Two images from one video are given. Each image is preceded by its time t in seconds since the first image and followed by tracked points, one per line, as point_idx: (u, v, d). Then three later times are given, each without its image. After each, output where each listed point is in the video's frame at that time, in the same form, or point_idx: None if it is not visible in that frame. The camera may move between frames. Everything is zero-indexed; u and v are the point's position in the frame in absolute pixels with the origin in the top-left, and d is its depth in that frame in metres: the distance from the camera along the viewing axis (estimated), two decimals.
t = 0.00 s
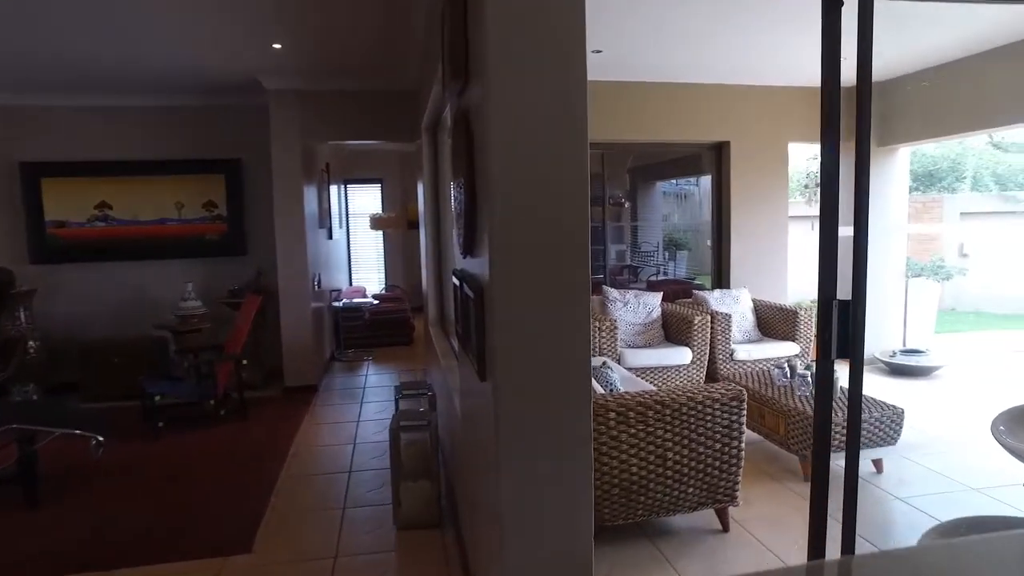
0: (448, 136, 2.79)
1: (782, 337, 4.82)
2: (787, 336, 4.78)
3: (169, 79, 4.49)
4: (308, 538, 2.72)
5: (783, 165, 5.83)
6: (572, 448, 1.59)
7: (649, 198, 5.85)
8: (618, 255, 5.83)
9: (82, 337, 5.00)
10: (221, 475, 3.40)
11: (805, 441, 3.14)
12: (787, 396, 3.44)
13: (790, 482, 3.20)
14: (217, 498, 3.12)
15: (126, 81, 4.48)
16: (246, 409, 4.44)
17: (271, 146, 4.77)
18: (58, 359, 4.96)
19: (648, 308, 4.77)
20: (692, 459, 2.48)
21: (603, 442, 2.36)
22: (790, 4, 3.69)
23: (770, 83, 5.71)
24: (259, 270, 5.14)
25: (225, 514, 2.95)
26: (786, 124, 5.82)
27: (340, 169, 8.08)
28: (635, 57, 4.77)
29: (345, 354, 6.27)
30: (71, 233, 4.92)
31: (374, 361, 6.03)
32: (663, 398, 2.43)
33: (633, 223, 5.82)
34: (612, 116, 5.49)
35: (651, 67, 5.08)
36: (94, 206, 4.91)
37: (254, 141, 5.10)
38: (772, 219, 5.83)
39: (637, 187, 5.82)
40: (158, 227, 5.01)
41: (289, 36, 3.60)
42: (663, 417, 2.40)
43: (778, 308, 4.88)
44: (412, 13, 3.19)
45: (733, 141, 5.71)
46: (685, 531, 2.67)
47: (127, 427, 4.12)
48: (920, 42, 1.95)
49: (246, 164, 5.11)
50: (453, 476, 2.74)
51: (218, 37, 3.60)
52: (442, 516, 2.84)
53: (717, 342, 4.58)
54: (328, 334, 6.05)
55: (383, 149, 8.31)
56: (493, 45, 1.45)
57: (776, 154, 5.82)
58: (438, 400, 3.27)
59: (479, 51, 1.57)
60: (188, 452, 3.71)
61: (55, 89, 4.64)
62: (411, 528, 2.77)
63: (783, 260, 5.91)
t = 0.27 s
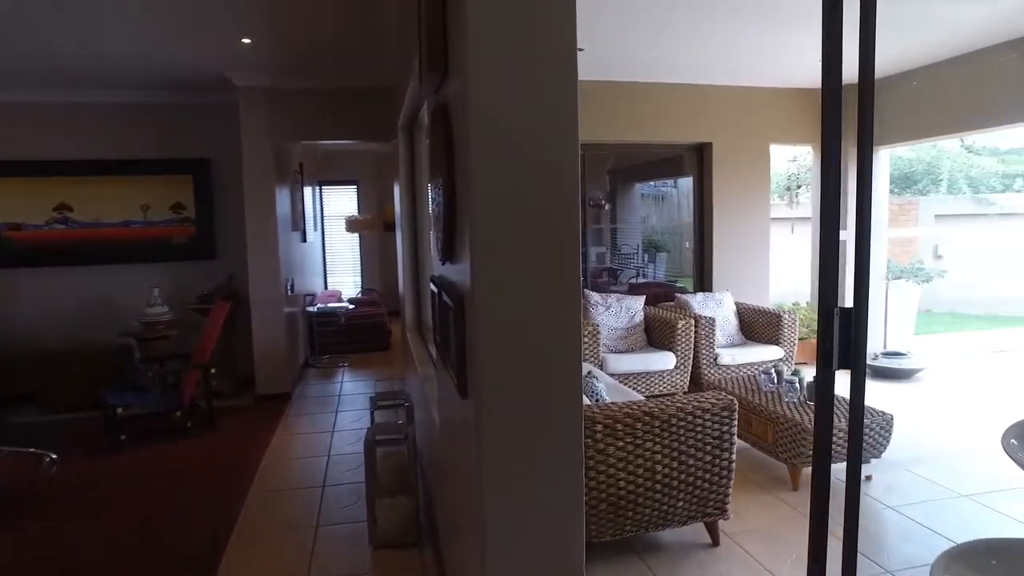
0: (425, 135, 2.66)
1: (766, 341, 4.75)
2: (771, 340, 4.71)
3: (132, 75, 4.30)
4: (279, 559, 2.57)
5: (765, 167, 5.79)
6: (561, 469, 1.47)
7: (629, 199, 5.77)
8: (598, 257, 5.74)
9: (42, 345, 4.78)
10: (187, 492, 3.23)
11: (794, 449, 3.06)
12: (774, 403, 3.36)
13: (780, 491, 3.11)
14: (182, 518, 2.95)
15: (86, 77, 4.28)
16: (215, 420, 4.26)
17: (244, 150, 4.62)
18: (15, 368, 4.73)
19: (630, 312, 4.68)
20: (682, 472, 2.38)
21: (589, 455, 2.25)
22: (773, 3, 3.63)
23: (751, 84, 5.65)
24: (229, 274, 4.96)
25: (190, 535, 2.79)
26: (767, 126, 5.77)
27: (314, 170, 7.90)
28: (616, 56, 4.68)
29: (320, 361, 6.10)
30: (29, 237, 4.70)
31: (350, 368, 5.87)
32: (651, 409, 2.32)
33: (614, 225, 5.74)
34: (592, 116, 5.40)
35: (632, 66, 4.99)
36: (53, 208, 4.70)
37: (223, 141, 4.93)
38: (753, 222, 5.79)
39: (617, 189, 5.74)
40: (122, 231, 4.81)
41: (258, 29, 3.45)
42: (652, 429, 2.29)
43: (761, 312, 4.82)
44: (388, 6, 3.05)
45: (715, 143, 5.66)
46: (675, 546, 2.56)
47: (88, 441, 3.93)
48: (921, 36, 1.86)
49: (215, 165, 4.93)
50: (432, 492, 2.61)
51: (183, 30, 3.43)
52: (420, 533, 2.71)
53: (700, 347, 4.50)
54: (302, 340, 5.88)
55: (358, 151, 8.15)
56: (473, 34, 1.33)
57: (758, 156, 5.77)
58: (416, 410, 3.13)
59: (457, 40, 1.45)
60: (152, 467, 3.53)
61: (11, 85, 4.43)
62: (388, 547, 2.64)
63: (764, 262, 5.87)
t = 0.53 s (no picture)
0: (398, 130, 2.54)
1: (746, 343, 4.71)
2: (751, 342, 4.67)
3: (91, 69, 4.10)
4: None
5: (743, 168, 5.75)
6: (545, 489, 1.37)
7: (607, 200, 5.70)
8: (576, 258, 5.68)
9: None
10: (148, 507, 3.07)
11: (778, 454, 2.99)
12: (757, 407, 3.29)
13: (763, 497, 3.05)
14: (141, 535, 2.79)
15: (42, 70, 4.08)
16: (180, 430, 4.09)
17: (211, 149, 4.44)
18: None
19: (610, 314, 4.60)
20: (667, 481, 2.29)
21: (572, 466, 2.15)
22: None
23: (730, 84, 5.60)
24: (195, 277, 4.78)
25: (149, 554, 2.63)
26: (746, 126, 5.73)
27: (286, 170, 7.72)
28: (595, 52, 4.58)
29: (292, 365, 5.93)
30: None
31: (322, 373, 5.71)
32: (636, 417, 2.24)
33: (592, 225, 5.68)
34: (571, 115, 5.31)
35: (611, 64, 4.91)
36: (6, 207, 4.46)
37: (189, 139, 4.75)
38: (731, 223, 5.75)
39: (594, 190, 5.67)
40: (80, 231, 4.60)
41: (223, 21, 3.29)
42: (636, 438, 2.21)
43: (741, 313, 4.77)
44: None
45: (693, 143, 5.60)
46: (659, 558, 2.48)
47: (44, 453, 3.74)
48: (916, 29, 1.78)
49: (180, 164, 4.75)
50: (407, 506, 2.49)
51: (143, 21, 3.26)
52: (394, 549, 2.59)
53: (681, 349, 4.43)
54: (273, 345, 5.70)
55: (331, 150, 7.98)
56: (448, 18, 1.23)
57: (737, 156, 5.73)
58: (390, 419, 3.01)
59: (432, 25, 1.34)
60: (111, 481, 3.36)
61: None
62: (361, 564, 2.51)
63: (742, 264, 5.83)
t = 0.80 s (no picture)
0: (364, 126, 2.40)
1: (723, 345, 4.64)
2: (729, 344, 4.60)
3: (39, 61, 3.88)
4: None
5: (719, 168, 5.69)
6: (522, 515, 1.24)
7: (582, 201, 5.60)
8: (550, 260, 5.55)
9: None
10: (97, 528, 2.87)
11: (761, 461, 2.91)
12: (739, 412, 3.20)
13: (747, 505, 2.96)
14: (88, 560, 2.60)
15: None
16: (136, 442, 3.88)
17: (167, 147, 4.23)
18: None
19: (586, 317, 4.50)
20: (648, 494, 2.18)
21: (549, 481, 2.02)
22: None
23: (706, 83, 5.53)
24: (155, 281, 4.57)
25: None
26: (722, 126, 5.67)
27: (253, 170, 7.50)
28: (570, 49, 4.47)
29: (258, 372, 5.73)
30: None
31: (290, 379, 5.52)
32: (616, 427, 2.12)
33: (564, 227, 5.56)
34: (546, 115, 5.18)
35: (586, 61, 4.80)
36: None
37: (148, 136, 4.54)
38: (707, 224, 5.69)
39: (568, 192, 5.56)
40: (31, 233, 4.36)
41: (179, 10, 3.11)
42: (617, 449, 2.09)
43: (718, 315, 4.70)
44: None
45: (669, 143, 5.52)
46: None
47: None
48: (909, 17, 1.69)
49: (138, 163, 4.54)
50: (375, 525, 2.35)
51: (92, 10, 3.07)
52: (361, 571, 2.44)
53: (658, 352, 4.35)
54: (238, 351, 5.50)
55: (300, 150, 7.78)
56: None
57: (713, 156, 5.66)
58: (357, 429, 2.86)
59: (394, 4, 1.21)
60: (60, 500, 3.16)
61: None
62: None
63: (718, 265, 5.78)
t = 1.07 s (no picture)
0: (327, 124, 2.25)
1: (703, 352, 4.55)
2: (708, 351, 4.51)
3: None
4: None
5: (697, 170, 5.61)
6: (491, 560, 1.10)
7: (558, 203, 5.46)
8: (525, 264, 5.42)
9: None
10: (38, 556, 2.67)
11: (744, 474, 2.80)
12: (721, 422, 3.10)
13: (729, 519, 2.86)
14: None
15: None
16: (87, 458, 3.67)
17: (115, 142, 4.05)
18: None
19: (563, 323, 4.38)
20: (630, 516, 2.06)
21: (525, 505, 1.89)
22: None
23: (683, 84, 5.45)
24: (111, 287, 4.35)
25: None
26: (700, 128, 5.59)
27: (220, 171, 7.27)
28: (545, 47, 4.35)
29: (223, 381, 5.51)
30: None
31: (256, 388, 5.32)
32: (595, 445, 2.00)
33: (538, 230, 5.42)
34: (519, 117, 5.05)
35: (562, 60, 4.69)
36: None
37: (103, 135, 4.32)
38: (684, 227, 5.61)
39: (543, 195, 5.42)
40: None
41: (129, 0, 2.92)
42: (596, 468, 1.97)
43: (697, 320, 4.61)
44: None
45: (646, 144, 5.42)
46: None
47: None
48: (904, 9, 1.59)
49: (93, 163, 4.32)
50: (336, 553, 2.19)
51: None
52: None
53: (637, 359, 4.23)
54: (202, 359, 5.28)
55: (269, 151, 7.57)
56: None
57: (690, 158, 5.58)
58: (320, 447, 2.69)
59: None
60: None
61: None
62: None
63: (695, 269, 5.70)
